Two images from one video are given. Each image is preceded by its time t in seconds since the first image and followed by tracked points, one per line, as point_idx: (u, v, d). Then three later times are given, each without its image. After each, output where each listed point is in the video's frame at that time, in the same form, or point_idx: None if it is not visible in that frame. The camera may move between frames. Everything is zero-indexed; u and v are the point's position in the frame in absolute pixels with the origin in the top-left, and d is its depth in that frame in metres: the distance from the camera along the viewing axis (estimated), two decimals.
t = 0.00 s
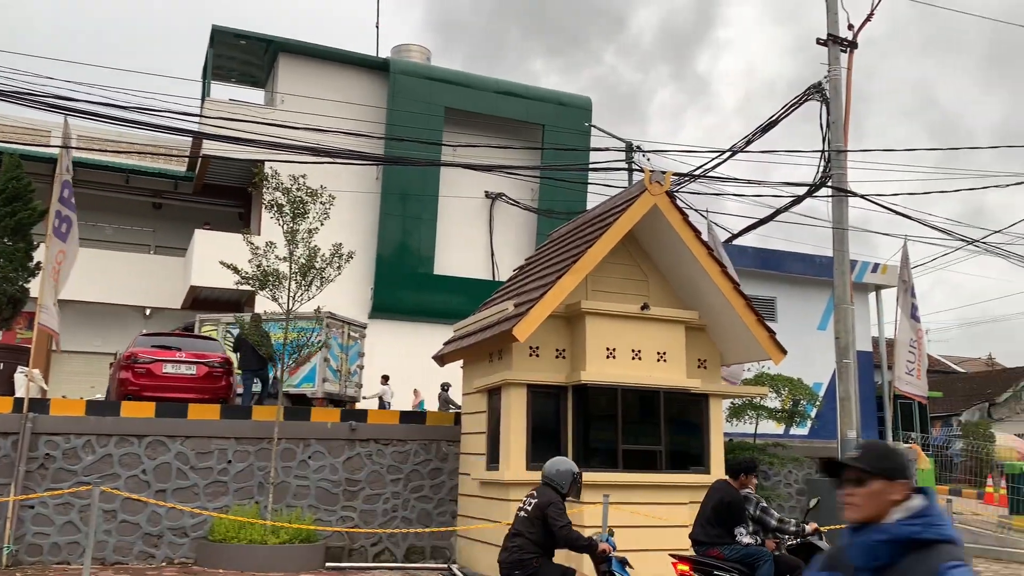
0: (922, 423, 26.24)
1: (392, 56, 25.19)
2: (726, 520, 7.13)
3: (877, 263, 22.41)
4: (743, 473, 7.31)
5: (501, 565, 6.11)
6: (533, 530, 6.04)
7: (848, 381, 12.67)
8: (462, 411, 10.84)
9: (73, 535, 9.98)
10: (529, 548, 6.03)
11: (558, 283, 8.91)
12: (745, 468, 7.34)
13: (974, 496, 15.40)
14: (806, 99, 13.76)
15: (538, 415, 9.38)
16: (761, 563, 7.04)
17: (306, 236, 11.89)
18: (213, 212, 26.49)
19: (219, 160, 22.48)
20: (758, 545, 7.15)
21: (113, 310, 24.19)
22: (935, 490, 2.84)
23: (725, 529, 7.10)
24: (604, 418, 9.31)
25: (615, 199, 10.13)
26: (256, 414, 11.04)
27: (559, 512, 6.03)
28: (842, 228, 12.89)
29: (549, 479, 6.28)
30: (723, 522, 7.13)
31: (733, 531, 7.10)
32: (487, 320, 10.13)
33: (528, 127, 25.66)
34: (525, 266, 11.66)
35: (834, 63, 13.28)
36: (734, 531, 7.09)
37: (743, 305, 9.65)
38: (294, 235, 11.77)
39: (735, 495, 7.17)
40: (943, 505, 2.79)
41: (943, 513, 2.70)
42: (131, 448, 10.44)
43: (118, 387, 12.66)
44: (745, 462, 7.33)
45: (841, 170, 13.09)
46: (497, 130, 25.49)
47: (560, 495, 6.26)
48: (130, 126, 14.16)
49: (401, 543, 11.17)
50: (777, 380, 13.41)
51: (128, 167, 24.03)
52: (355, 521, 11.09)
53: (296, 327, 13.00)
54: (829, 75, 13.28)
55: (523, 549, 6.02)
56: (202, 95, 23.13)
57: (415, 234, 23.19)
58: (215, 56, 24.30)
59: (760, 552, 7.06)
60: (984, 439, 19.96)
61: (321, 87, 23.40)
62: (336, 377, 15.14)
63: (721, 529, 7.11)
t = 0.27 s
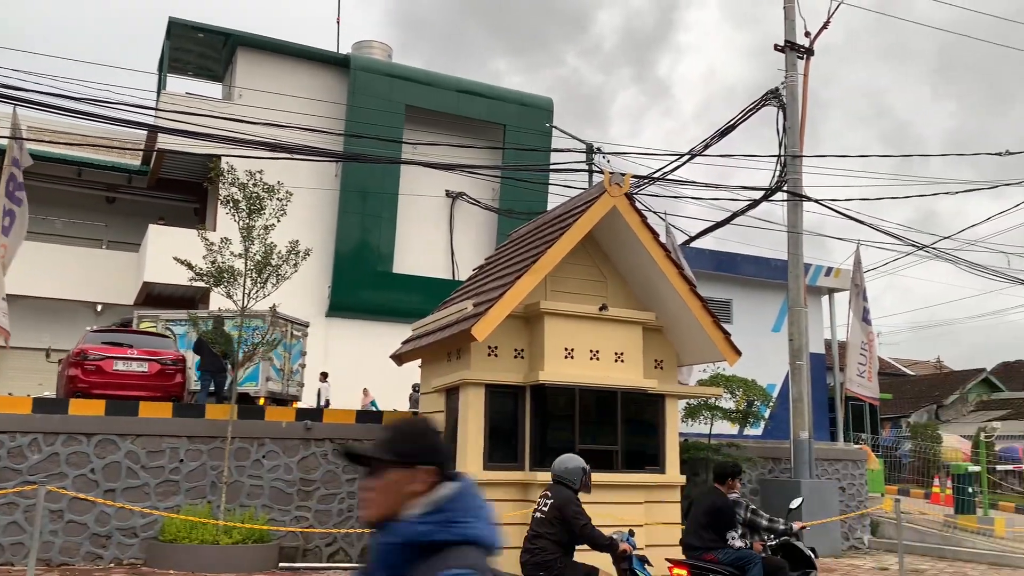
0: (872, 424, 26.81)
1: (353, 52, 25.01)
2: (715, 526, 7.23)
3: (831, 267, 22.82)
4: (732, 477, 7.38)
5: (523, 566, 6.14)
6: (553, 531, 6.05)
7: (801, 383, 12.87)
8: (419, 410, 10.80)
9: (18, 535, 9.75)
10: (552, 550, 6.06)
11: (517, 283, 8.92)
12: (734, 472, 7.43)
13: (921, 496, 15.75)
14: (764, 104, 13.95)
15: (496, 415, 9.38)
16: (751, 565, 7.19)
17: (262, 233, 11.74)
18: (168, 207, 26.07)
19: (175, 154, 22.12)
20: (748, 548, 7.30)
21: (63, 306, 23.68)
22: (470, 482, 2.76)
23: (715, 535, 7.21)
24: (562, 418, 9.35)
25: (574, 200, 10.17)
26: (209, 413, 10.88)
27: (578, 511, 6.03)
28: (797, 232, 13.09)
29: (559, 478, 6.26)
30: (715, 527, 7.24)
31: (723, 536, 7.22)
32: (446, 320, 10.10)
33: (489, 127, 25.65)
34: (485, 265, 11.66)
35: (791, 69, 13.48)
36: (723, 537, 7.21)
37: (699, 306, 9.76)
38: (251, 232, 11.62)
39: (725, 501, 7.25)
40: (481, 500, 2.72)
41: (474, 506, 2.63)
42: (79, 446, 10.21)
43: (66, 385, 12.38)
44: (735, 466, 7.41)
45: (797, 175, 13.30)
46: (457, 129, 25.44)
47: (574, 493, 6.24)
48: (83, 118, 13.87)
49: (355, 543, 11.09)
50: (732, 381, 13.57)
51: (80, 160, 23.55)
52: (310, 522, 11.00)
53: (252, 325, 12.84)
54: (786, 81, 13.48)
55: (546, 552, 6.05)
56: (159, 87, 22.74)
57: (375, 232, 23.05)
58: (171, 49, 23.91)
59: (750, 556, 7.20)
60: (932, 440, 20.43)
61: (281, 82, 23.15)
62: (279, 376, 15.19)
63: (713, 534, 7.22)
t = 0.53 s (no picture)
0: (820, 425, 27.33)
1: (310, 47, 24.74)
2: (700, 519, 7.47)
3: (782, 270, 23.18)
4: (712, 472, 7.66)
5: (538, 568, 6.12)
6: (564, 533, 6.05)
7: (752, 384, 13.06)
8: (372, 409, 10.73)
9: None
10: (564, 550, 6.06)
11: (472, 283, 8.90)
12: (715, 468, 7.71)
13: (867, 496, 16.12)
14: (719, 108, 14.12)
15: (450, 415, 9.35)
16: (733, 558, 7.49)
17: (214, 228, 11.56)
18: (117, 200, 25.55)
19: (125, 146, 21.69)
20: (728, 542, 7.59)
21: (7, 300, 23.08)
22: None
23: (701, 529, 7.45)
24: (516, 418, 9.36)
25: (531, 200, 10.18)
26: (158, 410, 10.69)
27: (585, 511, 6.04)
28: (750, 235, 13.27)
29: (564, 480, 6.27)
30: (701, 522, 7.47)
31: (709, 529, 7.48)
32: (401, 319, 10.05)
33: (447, 125, 25.58)
34: (441, 264, 11.62)
35: (746, 74, 13.66)
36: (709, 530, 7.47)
37: (654, 307, 9.85)
38: (202, 227, 11.43)
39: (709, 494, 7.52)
40: None
41: None
42: (21, 445, 9.95)
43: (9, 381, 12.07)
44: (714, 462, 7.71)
45: (750, 179, 13.49)
46: (416, 126, 25.33)
47: (580, 492, 6.28)
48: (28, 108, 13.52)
49: (306, 543, 10.99)
50: (684, 381, 13.73)
51: (27, 151, 22.96)
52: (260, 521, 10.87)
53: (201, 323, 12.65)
54: (741, 86, 13.66)
55: (558, 553, 6.05)
56: (109, 78, 22.27)
57: (331, 229, 22.85)
58: (123, 39, 23.43)
59: (732, 551, 7.50)
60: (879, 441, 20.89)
61: (235, 76, 22.82)
62: (217, 374, 15.15)
63: (699, 529, 7.45)
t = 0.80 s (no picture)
0: (770, 425, 27.80)
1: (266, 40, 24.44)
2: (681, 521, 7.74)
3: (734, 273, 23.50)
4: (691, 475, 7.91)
5: (545, 564, 6.30)
6: (574, 530, 6.24)
7: (703, 385, 13.24)
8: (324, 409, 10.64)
9: None
10: (573, 546, 6.25)
11: (428, 282, 8.87)
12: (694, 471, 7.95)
13: (815, 496, 16.42)
14: (674, 112, 14.27)
15: (403, 414, 9.31)
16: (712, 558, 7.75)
17: (164, 223, 11.35)
18: (64, 193, 24.97)
19: (73, 137, 21.18)
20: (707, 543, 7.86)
21: None
22: None
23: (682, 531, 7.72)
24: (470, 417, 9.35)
25: (488, 200, 10.18)
26: (104, 407, 10.47)
27: (591, 506, 6.24)
28: (703, 238, 13.44)
29: (569, 479, 6.45)
30: (682, 524, 7.74)
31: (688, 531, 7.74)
32: (355, 317, 9.97)
33: (405, 123, 25.45)
34: (396, 263, 11.56)
35: (701, 79, 13.83)
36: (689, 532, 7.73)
37: (608, 308, 9.92)
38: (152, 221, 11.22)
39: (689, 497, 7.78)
40: None
41: None
42: None
43: None
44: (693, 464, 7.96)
45: (704, 183, 13.65)
46: (373, 123, 25.17)
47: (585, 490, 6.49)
48: None
49: (255, 543, 10.85)
50: (637, 382, 13.85)
51: None
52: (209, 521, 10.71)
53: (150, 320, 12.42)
54: (696, 91, 13.82)
55: (567, 549, 6.23)
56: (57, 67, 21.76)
57: (285, 226, 22.61)
58: (73, 28, 22.91)
59: (711, 551, 7.77)
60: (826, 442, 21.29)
61: (189, 68, 22.45)
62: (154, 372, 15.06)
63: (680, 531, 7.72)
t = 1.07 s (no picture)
0: (725, 426, 28.15)
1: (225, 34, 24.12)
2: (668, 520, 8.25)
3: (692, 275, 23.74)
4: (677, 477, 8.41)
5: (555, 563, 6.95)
6: (582, 530, 6.91)
7: (661, 386, 13.37)
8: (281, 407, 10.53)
9: None
10: (579, 545, 6.91)
11: (387, 280, 8.82)
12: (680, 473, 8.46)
13: (768, 496, 16.66)
14: (634, 115, 14.37)
15: (361, 413, 9.25)
16: (695, 556, 8.29)
17: (117, 217, 11.13)
18: (14, 185, 24.40)
19: (25, 128, 20.70)
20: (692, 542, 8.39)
21: None
22: None
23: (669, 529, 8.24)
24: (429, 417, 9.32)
25: (448, 199, 10.16)
26: (53, 405, 10.24)
27: (597, 507, 6.95)
28: (662, 240, 13.56)
29: (577, 481, 7.21)
30: (668, 522, 8.26)
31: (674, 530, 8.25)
32: (312, 315, 9.88)
33: (366, 120, 25.29)
34: (355, 261, 11.48)
35: (662, 83, 13.95)
36: (675, 530, 8.25)
37: (567, 308, 9.96)
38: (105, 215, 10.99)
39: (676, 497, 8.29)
40: None
41: None
42: None
43: None
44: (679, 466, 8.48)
45: (664, 186, 13.78)
46: (334, 120, 24.97)
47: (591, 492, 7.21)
48: None
49: (208, 543, 10.71)
50: (595, 382, 13.93)
51: None
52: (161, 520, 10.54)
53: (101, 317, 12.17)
54: (657, 95, 13.94)
55: (574, 548, 6.89)
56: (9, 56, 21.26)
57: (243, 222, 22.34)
58: (25, 16, 22.40)
59: (695, 549, 8.31)
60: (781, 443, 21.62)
61: (146, 60, 22.06)
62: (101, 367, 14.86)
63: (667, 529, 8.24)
